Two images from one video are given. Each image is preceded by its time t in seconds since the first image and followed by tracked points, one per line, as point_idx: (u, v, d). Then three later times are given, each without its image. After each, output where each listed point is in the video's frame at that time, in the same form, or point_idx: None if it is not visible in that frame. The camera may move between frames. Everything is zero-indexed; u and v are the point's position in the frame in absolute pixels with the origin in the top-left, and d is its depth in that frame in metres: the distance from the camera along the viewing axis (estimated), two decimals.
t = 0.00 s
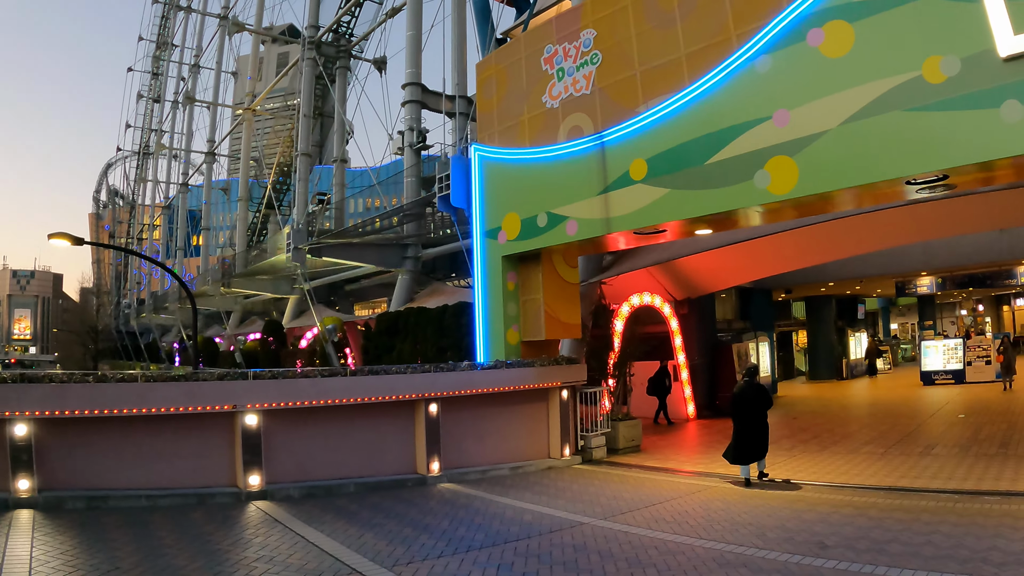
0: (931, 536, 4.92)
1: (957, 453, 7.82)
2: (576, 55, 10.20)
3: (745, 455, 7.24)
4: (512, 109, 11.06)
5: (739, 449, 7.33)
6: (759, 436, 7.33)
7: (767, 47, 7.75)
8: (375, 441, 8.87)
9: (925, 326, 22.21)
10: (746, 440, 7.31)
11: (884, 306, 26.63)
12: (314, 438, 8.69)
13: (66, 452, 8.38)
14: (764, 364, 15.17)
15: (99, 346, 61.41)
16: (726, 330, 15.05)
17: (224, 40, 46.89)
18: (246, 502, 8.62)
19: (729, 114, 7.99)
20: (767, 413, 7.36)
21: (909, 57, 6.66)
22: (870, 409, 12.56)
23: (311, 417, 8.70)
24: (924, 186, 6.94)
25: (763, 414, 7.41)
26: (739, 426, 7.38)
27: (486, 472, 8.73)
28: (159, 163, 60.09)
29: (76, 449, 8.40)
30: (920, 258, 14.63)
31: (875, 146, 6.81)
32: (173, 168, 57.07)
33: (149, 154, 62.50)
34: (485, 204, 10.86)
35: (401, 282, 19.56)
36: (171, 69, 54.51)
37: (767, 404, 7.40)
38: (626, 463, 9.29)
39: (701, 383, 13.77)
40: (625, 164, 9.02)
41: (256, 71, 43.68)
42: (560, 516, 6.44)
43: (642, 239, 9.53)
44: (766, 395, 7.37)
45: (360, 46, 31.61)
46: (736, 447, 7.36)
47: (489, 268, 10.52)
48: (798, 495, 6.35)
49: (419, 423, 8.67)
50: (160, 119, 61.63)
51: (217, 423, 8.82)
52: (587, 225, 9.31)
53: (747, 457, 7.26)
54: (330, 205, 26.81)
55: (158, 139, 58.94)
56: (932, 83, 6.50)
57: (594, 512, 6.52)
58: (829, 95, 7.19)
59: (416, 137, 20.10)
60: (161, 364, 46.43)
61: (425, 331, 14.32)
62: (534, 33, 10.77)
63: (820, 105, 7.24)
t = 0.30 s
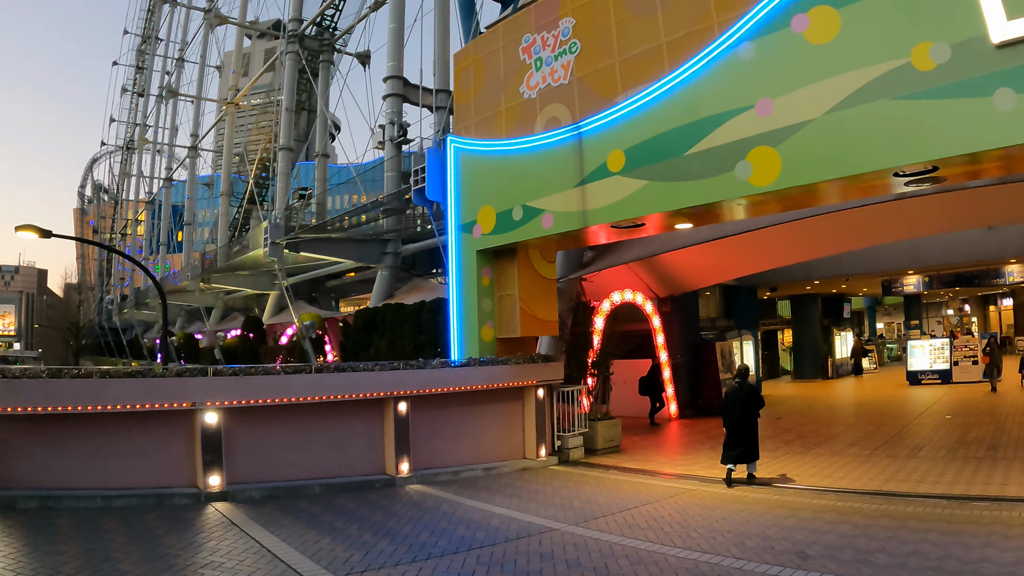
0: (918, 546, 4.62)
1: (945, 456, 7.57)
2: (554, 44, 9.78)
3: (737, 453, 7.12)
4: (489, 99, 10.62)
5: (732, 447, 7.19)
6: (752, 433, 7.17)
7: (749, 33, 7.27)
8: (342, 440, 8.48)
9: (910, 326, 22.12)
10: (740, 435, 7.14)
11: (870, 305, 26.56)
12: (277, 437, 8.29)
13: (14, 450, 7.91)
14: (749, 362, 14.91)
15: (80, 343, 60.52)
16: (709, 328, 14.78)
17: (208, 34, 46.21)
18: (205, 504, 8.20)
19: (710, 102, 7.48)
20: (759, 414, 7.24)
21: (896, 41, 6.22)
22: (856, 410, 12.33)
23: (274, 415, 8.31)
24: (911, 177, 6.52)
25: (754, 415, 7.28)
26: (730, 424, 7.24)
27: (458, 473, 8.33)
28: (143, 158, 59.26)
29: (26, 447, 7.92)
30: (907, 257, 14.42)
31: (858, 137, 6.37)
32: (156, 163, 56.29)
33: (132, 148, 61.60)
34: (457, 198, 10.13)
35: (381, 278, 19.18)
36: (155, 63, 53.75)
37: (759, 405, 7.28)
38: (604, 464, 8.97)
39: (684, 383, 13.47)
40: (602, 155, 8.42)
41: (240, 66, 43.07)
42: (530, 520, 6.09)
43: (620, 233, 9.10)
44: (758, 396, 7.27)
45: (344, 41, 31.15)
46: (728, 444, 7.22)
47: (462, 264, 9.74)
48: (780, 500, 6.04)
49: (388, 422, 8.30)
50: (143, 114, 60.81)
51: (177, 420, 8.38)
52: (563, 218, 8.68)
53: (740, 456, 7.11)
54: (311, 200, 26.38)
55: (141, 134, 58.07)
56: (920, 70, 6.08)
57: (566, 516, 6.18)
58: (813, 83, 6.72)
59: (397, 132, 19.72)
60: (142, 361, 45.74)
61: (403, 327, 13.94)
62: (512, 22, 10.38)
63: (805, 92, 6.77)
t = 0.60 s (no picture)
0: (913, 553, 4.31)
1: (938, 456, 7.31)
2: (537, 31, 9.19)
3: (736, 448, 7.09)
4: (469, 89, 9.98)
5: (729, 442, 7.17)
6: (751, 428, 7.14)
7: (738, 15, 6.84)
8: (312, 439, 8.11)
9: (900, 325, 21.95)
10: (739, 431, 7.12)
11: (860, 303, 26.43)
12: (244, 434, 7.92)
13: None
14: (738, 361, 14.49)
15: (65, 339, 59.74)
16: (698, 325, 14.50)
17: (195, 28, 45.56)
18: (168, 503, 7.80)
19: (696, 88, 7.05)
20: (757, 408, 7.26)
21: (891, 22, 5.85)
22: (846, 409, 12.08)
23: (241, 411, 7.94)
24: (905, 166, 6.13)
25: (752, 410, 7.29)
26: (727, 420, 7.22)
27: (434, 473, 7.97)
28: (130, 154, 58.57)
29: None
30: (898, 254, 14.19)
31: (852, 121, 6.00)
32: (143, 157, 55.60)
33: (119, 143, 60.85)
34: (437, 190, 9.72)
35: (364, 273, 18.83)
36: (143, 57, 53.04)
37: (756, 399, 7.29)
38: (586, 463, 8.66)
39: (671, 381, 13.18)
40: (585, 144, 7.98)
41: (228, 60, 42.46)
42: (504, 522, 5.75)
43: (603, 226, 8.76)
44: (755, 391, 7.29)
45: (332, 34, 30.68)
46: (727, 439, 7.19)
47: (441, 258, 9.31)
48: (769, 502, 5.73)
49: (360, 419, 7.94)
50: (131, 108, 60.05)
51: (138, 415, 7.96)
52: (543, 209, 8.24)
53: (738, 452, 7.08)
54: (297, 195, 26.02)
55: (128, 128, 57.33)
56: (917, 52, 5.72)
57: (542, 518, 5.84)
58: (806, 67, 6.32)
59: (382, 125, 19.34)
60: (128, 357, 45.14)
61: (384, 322, 13.59)
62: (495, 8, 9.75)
63: (796, 76, 6.37)
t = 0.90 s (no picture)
0: (913, 567, 4.05)
1: (935, 460, 7.06)
2: (523, 21, 8.89)
3: (731, 448, 7.09)
4: (455, 80, 9.68)
5: (726, 442, 7.16)
6: (746, 429, 7.13)
7: (729, 1, 6.54)
8: (286, 440, 7.79)
9: (894, 325, 21.78)
10: (736, 433, 7.10)
11: (854, 304, 26.26)
12: (215, 436, 7.60)
13: None
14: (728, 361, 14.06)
15: (53, 336, 59.04)
16: (689, 325, 14.25)
17: (186, 22, 45.00)
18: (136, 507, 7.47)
19: (685, 77, 6.75)
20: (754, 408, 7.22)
21: (889, 9, 5.58)
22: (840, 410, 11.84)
23: (212, 412, 7.62)
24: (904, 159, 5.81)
25: (750, 410, 7.25)
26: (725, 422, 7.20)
27: (413, 476, 7.68)
28: (121, 150, 58.00)
29: None
30: (892, 253, 13.96)
31: (848, 111, 5.71)
32: (134, 154, 55.02)
33: (110, 138, 60.26)
34: (420, 184, 9.37)
35: (351, 271, 18.55)
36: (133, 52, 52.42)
37: (753, 399, 7.26)
38: (573, 465, 8.38)
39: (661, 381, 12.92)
40: (570, 135, 7.65)
41: (219, 55, 41.95)
42: (482, 530, 5.45)
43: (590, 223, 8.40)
44: (754, 391, 7.26)
45: (323, 29, 30.29)
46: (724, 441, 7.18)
47: (423, 253, 8.97)
48: (761, 510, 5.45)
49: (337, 420, 7.64)
50: (122, 104, 59.40)
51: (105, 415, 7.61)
52: (527, 203, 7.92)
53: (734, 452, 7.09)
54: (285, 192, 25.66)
55: (118, 124, 56.75)
56: (917, 39, 5.43)
57: (523, 524, 5.56)
58: (799, 55, 6.02)
59: (370, 120, 19.01)
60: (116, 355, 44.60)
61: (369, 320, 13.27)
62: None
63: (789, 64, 6.08)
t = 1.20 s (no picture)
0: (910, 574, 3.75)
1: (931, 459, 6.79)
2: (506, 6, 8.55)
3: (729, 440, 7.01)
4: (437, 68, 9.33)
5: (723, 434, 7.07)
6: (743, 424, 7.10)
7: None
8: (257, 436, 7.48)
9: (888, 323, 21.58)
10: (734, 426, 7.05)
11: (848, 302, 26.08)
12: (183, 431, 7.29)
13: None
14: (719, 359, 13.78)
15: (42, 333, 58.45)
16: (680, 321, 13.97)
17: (177, 17, 44.49)
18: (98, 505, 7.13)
19: (671, 59, 6.39)
20: (751, 404, 7.21)
21: None
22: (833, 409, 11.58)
23: (180, 406, 7.30)
24: (899, 144, 5.45)
25: (746, 405, 7.22)
26: (723, 415, 7.15)
27: (389, 474, 7.38)
28: (112, 146, 57.47)
29: None
30: (886, 249, 13.72)
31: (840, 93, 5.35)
32: (125, 150, 54.47)
33: (102, 135, 59.70)
34: (400, 175, 9.02)
35: (337, 266, 18.23)
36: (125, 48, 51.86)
37: (750, 394, 7.26)
38: (557, 464, 8.09)
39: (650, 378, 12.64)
40: (551, 122, 7.29)
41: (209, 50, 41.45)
42: (455, 531, 5.15)
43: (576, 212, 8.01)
44: (750, 386, 7.25)
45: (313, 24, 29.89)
46: (721, 433, 7.09)
47: (403, 244, 8.65)
48: (749, 511, 5.16)
49: (310, 416, 7.34)
50: (113, 99, 58.84)
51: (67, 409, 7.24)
52: (508, 192, 7.56)
53: (731, 444, 7.02)
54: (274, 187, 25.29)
55: (109, 120, 56.25)
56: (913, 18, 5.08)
57: (498, 525, 5.26)
58: (789, 34, 5.65)
59: (358, 114, 18.66)
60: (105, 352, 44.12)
61: (353, 314, 12.94)
62: None
63: (778, 43, 5.71)
